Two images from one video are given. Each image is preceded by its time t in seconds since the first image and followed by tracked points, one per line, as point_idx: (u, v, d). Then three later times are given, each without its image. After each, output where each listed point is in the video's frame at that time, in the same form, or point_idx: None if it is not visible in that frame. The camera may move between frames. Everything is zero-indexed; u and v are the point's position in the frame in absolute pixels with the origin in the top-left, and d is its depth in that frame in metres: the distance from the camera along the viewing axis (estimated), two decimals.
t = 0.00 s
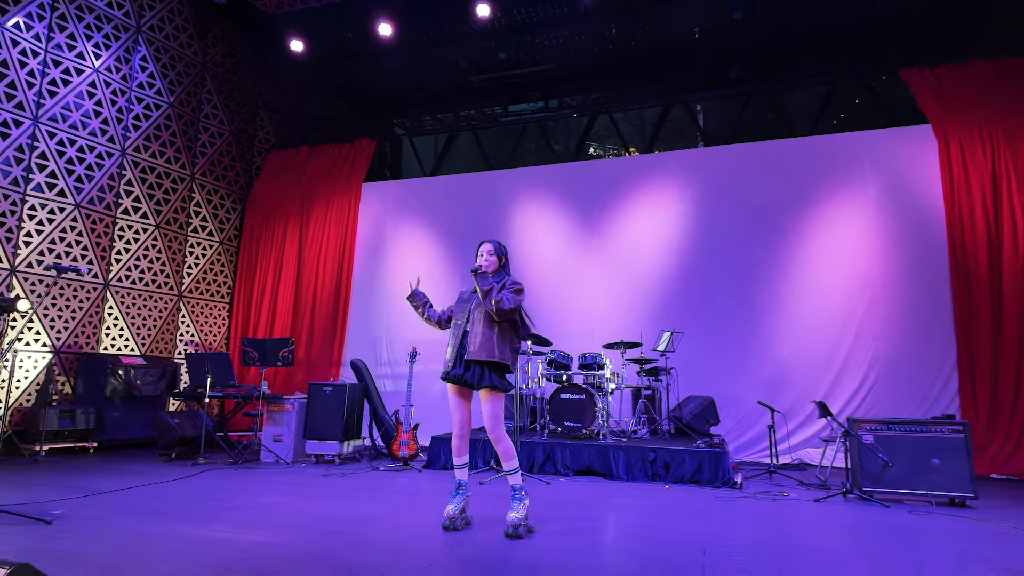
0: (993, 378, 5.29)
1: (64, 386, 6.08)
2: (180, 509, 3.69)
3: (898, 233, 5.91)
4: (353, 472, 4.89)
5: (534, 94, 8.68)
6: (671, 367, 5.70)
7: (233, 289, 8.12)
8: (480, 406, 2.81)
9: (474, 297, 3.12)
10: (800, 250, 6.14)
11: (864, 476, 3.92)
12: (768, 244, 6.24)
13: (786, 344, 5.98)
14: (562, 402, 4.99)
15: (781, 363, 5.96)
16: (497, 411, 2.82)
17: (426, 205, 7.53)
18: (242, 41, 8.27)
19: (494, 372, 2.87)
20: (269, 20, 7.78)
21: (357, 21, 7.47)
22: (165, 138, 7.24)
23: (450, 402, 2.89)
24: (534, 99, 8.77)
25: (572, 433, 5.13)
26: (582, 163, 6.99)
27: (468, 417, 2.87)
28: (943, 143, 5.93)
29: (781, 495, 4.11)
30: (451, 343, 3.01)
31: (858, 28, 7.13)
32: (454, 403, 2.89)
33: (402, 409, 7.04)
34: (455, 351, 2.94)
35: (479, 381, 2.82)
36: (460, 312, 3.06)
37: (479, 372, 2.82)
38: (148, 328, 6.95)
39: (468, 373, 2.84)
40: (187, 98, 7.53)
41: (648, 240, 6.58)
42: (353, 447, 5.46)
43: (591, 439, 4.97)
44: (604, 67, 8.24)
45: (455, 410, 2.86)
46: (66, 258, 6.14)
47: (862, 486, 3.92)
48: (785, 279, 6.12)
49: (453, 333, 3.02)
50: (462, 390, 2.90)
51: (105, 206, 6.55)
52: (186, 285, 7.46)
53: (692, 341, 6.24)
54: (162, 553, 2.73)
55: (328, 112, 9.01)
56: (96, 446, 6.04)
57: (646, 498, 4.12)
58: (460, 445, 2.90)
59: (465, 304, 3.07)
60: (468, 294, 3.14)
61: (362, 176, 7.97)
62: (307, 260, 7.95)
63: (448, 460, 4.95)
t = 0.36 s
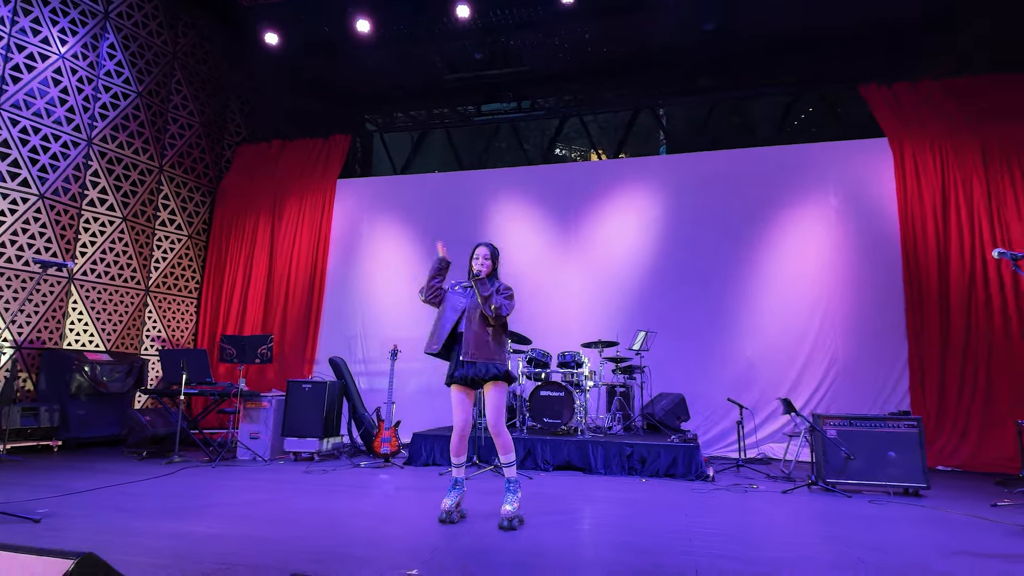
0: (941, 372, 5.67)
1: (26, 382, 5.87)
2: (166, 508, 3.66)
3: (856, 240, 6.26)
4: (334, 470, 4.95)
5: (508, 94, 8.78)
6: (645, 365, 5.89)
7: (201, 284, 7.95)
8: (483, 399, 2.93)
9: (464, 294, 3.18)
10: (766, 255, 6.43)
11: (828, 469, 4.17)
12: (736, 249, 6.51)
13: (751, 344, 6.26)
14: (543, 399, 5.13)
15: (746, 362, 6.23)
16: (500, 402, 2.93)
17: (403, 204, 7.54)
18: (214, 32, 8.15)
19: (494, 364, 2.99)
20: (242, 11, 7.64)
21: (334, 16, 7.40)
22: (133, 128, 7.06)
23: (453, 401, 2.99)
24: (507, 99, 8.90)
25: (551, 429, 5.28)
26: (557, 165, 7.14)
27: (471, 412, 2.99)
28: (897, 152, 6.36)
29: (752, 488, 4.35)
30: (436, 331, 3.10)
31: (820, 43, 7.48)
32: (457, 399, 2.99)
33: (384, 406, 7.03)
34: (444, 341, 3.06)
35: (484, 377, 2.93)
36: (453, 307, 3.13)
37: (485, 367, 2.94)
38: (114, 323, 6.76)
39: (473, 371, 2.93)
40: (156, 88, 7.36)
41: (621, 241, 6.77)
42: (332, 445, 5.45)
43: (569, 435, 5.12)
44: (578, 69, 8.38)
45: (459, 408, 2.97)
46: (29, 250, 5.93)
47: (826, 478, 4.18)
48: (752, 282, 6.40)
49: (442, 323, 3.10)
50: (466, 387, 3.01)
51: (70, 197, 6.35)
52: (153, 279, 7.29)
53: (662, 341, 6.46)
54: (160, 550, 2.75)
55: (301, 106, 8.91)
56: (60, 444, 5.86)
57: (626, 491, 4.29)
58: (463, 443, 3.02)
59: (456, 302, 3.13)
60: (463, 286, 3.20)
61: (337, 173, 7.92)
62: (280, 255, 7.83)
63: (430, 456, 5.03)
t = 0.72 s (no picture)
0: (880, 370, 6.12)
1: None
2: (140, 509, 3.61)
3: (804, 248, 6.68)
4: (307, 467, 4.95)
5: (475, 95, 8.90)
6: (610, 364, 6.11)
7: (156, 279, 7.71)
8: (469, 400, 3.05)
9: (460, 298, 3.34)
10: (723, 259, 6.77)
11: (782, 461, 4.47)
12: (695, 254, 6.83)
13: (708, 345, 6.58)
14: (514, 397, 5.30)
15: (703, 362, 6.55)
16: (485, 403, 3.07)
17: (370, 202, 7.54)
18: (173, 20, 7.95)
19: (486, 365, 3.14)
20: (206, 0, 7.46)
21: (303, 12, 7.33)
22: (88, 116, 6.81)
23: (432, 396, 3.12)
24: (471, 101, 9.07)
25: (521, 427, 5.43)
26: (525, 169, 7.31)
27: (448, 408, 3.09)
28: (843, 166, 6.83)
29: (713, 480, 4.63)
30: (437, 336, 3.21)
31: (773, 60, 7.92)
32: (441, 397, 3.12)
33: (357, 405, 6.98)
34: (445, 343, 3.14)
35: (470, 377, 3.06)
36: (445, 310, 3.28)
37: (473, 368, 3.08)
38: (65, 319, 6.50)
39: (460, 371, 3.07)
40: (112, 75, 7.12)
41: (587, 244, 6.99)
42: (302, 443, 5.41)
43: (539, 432, 5.29)
44: (545, 74, 8.57)
45: (439, 404, 3.08)
46: None
47: (780, 470, 4.48)
48: (709, 285, 6.73)
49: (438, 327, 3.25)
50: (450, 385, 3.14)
51: (20, 186, 6.07)
52: (106, 274, 7.03)
53: (624, 341, 6.72)
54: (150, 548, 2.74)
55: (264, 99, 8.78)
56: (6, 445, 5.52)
57: (596, 485, 4.48)
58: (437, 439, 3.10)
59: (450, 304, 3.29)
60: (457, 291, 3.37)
61: (303, 168, 7.83)
62: (242, 250, 7.67)
63: (402, 453, 5.08)
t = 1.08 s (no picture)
0: (837, 368, 6.52)
1: None
2: (132, 508, 3.61)
3: (768, 253, 7.05)
4: (292, 464, 4.99)
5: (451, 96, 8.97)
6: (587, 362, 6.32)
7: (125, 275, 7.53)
8: (476, 396, 3.26)
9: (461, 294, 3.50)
10: (692, 263, 7.08)
11: (751, 453, 4.78)
12: (666, 257, 7.11)
13: (678, 345, 6.88)
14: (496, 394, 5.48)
15: (673, 361, 6.84)
16: (491, 397, 3.28)
17: (348, 201, 7.56)
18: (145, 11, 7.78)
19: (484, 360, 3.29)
20: None
21: (281, 9, 7.27)
22: (56, 107, 6.62)
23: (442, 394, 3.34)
24: (444, 101, 9.21)
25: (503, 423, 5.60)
26: (502, 172, 7.47)
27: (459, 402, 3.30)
28: (804, 177, 7.23)
29: (687, 473, 4.90)
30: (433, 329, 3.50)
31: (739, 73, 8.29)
32: (447, 394, 3.31)
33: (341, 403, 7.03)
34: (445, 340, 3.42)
35: (474, 373, 3.22)
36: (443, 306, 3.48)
37: (477, 364, 3.23)
38: (32, 315, 6.31)
39: (464, 368, 3.24)
40: (81, 66, 6.94)
41: (563, 247, 7.20)
42: (284, 440, 5.44)
43: (521, 428, 5.47)
44: (522, 78, 8.72)
45: (448, 401, 3.26)
46: None
47: (749, 462, 4.79)
48: (680, 288, 7.02)
49: (433, 320, 3.48)
50: (455, 383, 3.31)
51: None
52: (74, 269, 6.84)
53: (599, 340, 6.95)
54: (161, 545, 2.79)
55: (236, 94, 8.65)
56: None
57: (578, 478, 4.69)
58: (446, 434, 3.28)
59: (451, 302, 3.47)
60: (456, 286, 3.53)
61: (279, 164, 7.78)
62: (216, 246, 7.57)
63: (386, 450, 5.17)
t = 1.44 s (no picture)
0: (811, 370, 6.87)
1: None
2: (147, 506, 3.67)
3: (748, 258, 7.37)
4: (294, 461, 5.08)
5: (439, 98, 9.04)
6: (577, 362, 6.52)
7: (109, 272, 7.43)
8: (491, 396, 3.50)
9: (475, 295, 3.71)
10: (676, 267, 7.35)
11: (737, 449, 5.05)
12: (652, 261, 7.37)
13: (662, 345, 7.14)
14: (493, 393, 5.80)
15: (657, 361, 7.10)
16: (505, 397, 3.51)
17: (340, 200, 7.61)
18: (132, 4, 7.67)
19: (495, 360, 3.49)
20: None
21: (274, 9, 7.26)
22: (42, 102, 6.53)
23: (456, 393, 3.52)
24: (429, 102, 9.32)
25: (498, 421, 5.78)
26: (493, 175, 7.62)
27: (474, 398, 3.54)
28: (783, 185, 7.57)
29: (677, 468, 5.16)
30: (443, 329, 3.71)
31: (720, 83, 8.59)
32: (461, 392, 3.52)
33: (341, 402, 7.11)
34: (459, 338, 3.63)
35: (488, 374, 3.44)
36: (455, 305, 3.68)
37: (489, 365, 3.43)
38: (17, 312, 6.22)
39: (477, 369, 3.44)
40: (68, 60, 6.85)
41: (553, 249, 7.39)
42: (282, 438, 5.51)
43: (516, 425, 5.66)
44: (510, 83, 8.88)
45: (462, 400, 3.47)
46: None
47: (735, 458, 5.06)
48: (665, 291, 7.29)
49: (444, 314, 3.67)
50: (469, 382, 3.52)
51: None
52: (59, 266, 6.74)
53: (586, 341, 7.17)
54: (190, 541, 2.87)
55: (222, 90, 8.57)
56: None
57: (574, 474, 4.89)
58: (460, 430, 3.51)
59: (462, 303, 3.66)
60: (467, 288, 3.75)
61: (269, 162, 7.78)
62: (205, 243, 7.52)
63: (385, 447, 5.28)
